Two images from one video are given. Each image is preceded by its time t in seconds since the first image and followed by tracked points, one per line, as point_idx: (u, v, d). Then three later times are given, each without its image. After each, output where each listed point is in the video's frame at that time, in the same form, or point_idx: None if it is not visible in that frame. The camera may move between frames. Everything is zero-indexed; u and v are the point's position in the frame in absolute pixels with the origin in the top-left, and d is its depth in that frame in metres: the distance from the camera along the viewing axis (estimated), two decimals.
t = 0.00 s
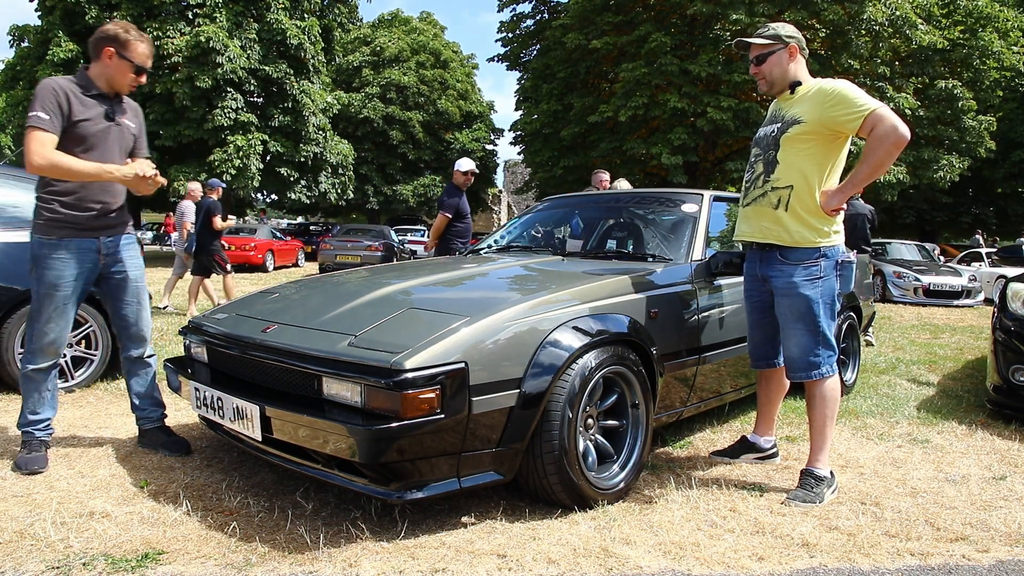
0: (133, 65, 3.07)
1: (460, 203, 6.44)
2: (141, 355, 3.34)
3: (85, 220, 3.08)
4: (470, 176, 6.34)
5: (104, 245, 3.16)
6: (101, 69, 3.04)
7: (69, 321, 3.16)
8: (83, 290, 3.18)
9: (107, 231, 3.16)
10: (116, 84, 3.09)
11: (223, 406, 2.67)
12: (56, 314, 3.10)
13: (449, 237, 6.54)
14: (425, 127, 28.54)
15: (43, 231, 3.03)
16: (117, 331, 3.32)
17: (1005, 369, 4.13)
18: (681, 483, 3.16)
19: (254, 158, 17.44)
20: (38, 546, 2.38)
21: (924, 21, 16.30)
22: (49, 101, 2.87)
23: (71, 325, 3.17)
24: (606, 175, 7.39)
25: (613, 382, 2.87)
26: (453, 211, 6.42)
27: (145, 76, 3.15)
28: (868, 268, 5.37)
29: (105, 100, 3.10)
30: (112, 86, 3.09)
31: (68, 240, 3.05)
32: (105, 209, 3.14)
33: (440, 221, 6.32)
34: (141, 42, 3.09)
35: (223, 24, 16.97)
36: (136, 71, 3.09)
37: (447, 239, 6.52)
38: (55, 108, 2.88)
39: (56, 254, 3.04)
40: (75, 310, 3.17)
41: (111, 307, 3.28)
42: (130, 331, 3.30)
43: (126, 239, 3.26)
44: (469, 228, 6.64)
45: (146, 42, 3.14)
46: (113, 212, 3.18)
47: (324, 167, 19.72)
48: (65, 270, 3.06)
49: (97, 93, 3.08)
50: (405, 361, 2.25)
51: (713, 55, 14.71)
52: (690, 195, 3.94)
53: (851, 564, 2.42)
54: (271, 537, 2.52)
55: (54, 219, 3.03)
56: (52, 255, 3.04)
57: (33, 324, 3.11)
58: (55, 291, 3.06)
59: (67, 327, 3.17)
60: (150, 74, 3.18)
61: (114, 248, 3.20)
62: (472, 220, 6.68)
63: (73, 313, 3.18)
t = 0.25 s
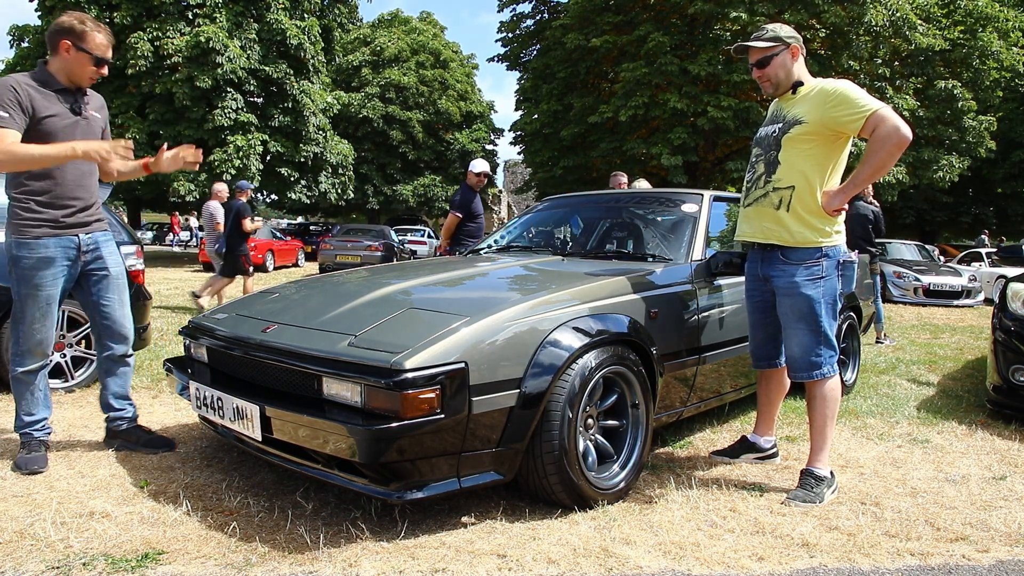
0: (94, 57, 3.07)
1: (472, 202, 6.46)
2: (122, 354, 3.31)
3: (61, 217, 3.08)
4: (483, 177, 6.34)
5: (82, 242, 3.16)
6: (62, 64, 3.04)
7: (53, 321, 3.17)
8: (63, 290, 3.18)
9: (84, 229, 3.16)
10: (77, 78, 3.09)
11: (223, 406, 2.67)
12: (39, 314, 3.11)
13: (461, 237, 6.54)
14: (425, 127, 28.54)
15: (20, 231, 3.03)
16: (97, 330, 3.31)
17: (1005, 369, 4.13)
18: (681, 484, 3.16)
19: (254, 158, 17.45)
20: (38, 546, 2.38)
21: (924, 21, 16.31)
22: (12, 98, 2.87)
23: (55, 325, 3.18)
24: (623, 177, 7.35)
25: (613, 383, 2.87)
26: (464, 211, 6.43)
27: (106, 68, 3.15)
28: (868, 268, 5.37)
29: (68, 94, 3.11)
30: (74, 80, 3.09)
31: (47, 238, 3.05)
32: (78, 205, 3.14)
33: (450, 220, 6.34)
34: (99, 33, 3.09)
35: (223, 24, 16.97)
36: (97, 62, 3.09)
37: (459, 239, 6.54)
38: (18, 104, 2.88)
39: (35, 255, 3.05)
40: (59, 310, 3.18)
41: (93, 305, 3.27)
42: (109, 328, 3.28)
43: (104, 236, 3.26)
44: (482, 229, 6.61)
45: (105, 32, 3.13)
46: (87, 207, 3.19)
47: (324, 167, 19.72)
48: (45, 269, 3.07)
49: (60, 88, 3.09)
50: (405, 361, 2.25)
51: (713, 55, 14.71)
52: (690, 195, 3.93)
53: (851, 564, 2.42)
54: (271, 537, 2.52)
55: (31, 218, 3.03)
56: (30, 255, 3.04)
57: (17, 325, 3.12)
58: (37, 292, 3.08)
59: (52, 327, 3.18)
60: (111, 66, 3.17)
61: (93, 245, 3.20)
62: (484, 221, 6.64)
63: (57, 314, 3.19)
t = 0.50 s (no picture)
0: (75, 44, 3.06)
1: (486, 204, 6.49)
2: (110, 357, 3.34)
3: (56, 218, 3.09)
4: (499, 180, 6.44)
5: (76, 243, 3.16)
6: (43, 57, 3.03)
7: (48, 322, 3.17)
8: (57, 292, 3.18)
9: (79, 230, 3.17)
10: (63, 69, 3.08)
11: (223, 406, 2.67)
12: (35, 316, 3.11)
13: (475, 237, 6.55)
14: (425, 127, 28.54)
15: (16, 232, 3.03)
16: (86, 332, 3.32)
17: (1005, 369, 4.13)
18: (681, 483, 3.16)
19: (254, 158, 17.45)
20: (38, 546, 2.38)
21: (924, 22, 16.31)
22: (4, 97, 2.86)
23: (51, 326, 3.18)
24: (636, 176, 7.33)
25: (613, 382, 2.87)
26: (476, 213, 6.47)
27: (89, 55, 3.14)
28: (868, 267, 5.37)
29: (55, 87, 3.10)
30: (59, 71, 3.09)
31: (43, 239, 3.06)
32: (74, 203, 3.15)
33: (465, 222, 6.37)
34: (71, 19, 3.07)
35: (223, 24, 16.96)
36: (79, 50, 3.08)
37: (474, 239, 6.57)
38: (10, 103, 2.88)
39: (32, 256, 3.05)
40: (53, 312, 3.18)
41: (84, 306, 3.28)
42: (99, 331, 3.31)
43: (97, 237, 3.27)
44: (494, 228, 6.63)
45: (77, 18, 3.11)
46: (82, 206, 3.20)
47: (324, 167, 19.71)
48: (41, 271, 3.07)
49: (46, 83, 3.08)
50: (405, 361, 2.25)
51: (713, 55, 14.72)
52: (690, 195, 3.94)
53: (851, 564, 2.42)
54: (271, 537, 2.52)
55: (27, 219, 3.03)
56: (25, 256, 3.04)
57: (13, 326, 3.12)
58: (33, 293, 3.07)
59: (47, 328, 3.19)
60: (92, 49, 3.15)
61: (86, 247, 3.21)
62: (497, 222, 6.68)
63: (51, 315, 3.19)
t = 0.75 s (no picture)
0: (66, 41, 3.06)
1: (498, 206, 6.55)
2: (110, 356, 3.34)
3: (60, 218, 3.09)
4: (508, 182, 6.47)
5: (80, 243, 3.17)
6: (36, 57, 3.03)
7: (52, 322, 3.17)
8: (60, 292, 3.18)
9: (83, 230, 3.17)
10: (57, 67, 3.09)
11: (223, 406, 2.66)
12: (39, 316, 3.11)
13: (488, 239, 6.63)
14: (425, 127, 28.54)
15: (20, 233, 3.02)
16: (86, 331, 3.33)
17: (1006, 369, 4.13)
18: (681, 483, 3.16)
19: (254, 158, 17.45)
20: (38, 546, 2.38)
21: (925, 22, 16.31)
22: (2, 97, 2.87)
23: (55, 326, 3.19)
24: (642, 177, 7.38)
25: (613, 383, 2.87)
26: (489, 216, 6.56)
27: (81, 54, 3.16)
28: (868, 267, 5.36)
29: (51, 87, 3.11)
30: (53, 70, 3.09)
31: (48, 240, 3.06)
32: (76, 203, 3.16)
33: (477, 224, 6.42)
34: (61, 16, 3.06)
35: (223, 24, 16.96)
36: (71, 47, 3.09)
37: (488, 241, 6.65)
38: (10, 103, 2.89)
39: (36, 256, 3.05)
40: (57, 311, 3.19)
41: (86, 306, 3.29)
42: (100, 331, 3.31)
43: (100, 237, 3.28)
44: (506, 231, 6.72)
45: (67, 16, 3.11)
46: (85, 206, 3.20)
47: (325, 167, 19.71)
48: (46, 270, 3.07)
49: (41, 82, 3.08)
50: (405, 361, 2.25)
51: (713, 55, 14.74)
52: (690, 195, 3.94)
53: (851, 564, 2.42)
54: (271, 537, 2.52)
55: (31, 219, 3.03)
56: (30, 256, 3.04)
57: (17, 326, 3.12)
58: (38, 292, 3.08)
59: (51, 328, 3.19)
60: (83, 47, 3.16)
61: (90, 247, 3.22)
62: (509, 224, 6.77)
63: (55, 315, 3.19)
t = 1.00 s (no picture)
0: (62, 38, 3.05)
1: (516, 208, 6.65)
2: (111, 356, 3.34)
3: (63, 217, 3.10)
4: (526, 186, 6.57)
5: (83, 243, 3.18)
6: (33, 55, 3.03)
7: (54, 322, 3.17)
8: (63, 292, 3.18)
9: (86, 230, 3.18)
10: (54, 66, 3.09)
11: (223, 406, 2.66)
12: (42, 316, 3.11)
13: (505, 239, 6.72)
14: (425, 127, 28.53)
15: (22, 232, 3.02)
16: (87, 331, 3.33)
17: (1005, 369, 4.13)
18: (681, 483, 3.16)
19: (254, 158, 17.45)
20: (38, 547, 2.38)
21: (925, 22, 16.30)
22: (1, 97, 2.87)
23: (57, 327, 3.19)
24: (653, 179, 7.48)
25: (613, 382, 2.87)
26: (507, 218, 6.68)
27: (78, 51, 3.14)
28: (868, 267, 5.36)
29: (50, 86, 3.10)
30: (52, 69, 3.09)
31: (52, 239, 3.07)
32: (79, 202, 3.16)
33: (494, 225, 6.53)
34: (54, 13, 3.04)
35: (223, 24, 16.95)
36: (66, 43, 3.07)
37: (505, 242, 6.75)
38: (9, 103, 2.89)
39: (39, 256, 3.05)
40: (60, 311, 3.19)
41: (88, 306, 3.29)
42: (101, 331, 3.31)
43: (103, 237, 3.29)
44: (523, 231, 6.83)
45: (62, 13, 3.09)
46: (88, 205, 3.21)
47: (325, 167, 19.70)
48: (50, 270, 3.08)
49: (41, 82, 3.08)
50: (405, 361, 2.25)
51: (713, 55, 14.76)
52: (690, 195, 3.93)
53: (851, 564, 2.42)
54: (271, 537, 2.52)
55: (34, 219, 3.03)
56: (34, 256, 3.04)
57: (19, 326, 3.12)
58: (41, 292, 3.08)
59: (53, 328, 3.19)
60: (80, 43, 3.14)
61: (93, 247, 3.23)
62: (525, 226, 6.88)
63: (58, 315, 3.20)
